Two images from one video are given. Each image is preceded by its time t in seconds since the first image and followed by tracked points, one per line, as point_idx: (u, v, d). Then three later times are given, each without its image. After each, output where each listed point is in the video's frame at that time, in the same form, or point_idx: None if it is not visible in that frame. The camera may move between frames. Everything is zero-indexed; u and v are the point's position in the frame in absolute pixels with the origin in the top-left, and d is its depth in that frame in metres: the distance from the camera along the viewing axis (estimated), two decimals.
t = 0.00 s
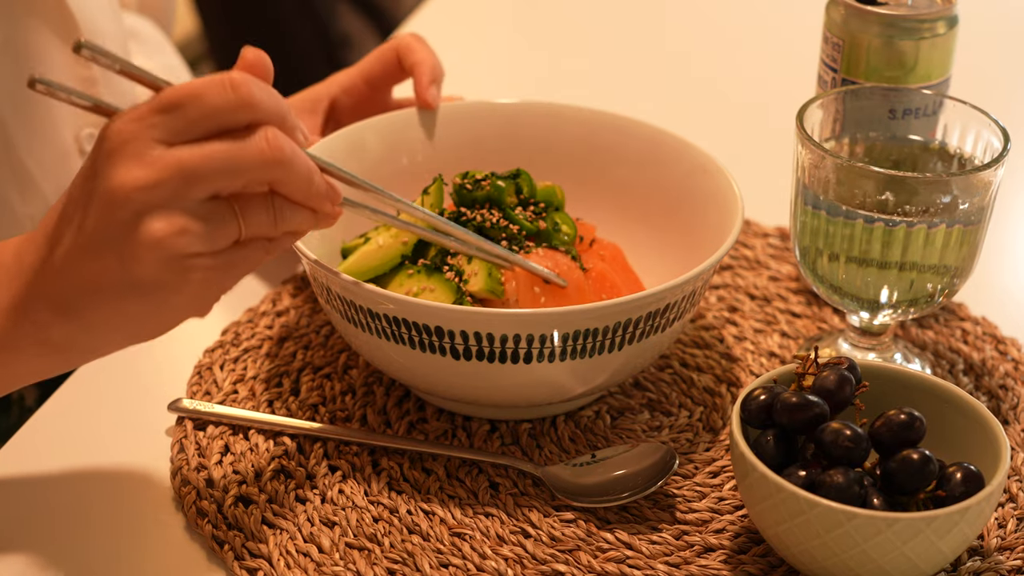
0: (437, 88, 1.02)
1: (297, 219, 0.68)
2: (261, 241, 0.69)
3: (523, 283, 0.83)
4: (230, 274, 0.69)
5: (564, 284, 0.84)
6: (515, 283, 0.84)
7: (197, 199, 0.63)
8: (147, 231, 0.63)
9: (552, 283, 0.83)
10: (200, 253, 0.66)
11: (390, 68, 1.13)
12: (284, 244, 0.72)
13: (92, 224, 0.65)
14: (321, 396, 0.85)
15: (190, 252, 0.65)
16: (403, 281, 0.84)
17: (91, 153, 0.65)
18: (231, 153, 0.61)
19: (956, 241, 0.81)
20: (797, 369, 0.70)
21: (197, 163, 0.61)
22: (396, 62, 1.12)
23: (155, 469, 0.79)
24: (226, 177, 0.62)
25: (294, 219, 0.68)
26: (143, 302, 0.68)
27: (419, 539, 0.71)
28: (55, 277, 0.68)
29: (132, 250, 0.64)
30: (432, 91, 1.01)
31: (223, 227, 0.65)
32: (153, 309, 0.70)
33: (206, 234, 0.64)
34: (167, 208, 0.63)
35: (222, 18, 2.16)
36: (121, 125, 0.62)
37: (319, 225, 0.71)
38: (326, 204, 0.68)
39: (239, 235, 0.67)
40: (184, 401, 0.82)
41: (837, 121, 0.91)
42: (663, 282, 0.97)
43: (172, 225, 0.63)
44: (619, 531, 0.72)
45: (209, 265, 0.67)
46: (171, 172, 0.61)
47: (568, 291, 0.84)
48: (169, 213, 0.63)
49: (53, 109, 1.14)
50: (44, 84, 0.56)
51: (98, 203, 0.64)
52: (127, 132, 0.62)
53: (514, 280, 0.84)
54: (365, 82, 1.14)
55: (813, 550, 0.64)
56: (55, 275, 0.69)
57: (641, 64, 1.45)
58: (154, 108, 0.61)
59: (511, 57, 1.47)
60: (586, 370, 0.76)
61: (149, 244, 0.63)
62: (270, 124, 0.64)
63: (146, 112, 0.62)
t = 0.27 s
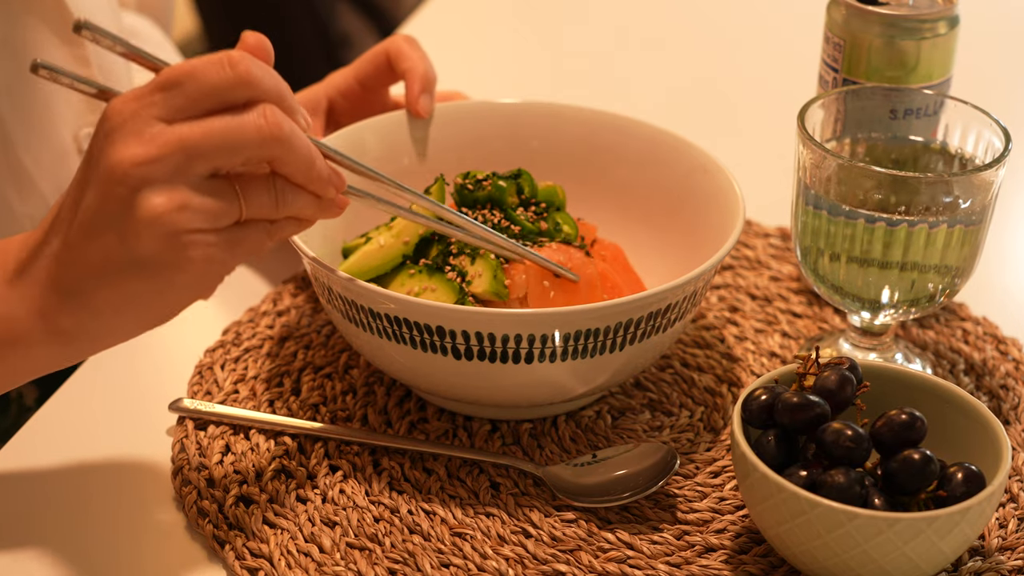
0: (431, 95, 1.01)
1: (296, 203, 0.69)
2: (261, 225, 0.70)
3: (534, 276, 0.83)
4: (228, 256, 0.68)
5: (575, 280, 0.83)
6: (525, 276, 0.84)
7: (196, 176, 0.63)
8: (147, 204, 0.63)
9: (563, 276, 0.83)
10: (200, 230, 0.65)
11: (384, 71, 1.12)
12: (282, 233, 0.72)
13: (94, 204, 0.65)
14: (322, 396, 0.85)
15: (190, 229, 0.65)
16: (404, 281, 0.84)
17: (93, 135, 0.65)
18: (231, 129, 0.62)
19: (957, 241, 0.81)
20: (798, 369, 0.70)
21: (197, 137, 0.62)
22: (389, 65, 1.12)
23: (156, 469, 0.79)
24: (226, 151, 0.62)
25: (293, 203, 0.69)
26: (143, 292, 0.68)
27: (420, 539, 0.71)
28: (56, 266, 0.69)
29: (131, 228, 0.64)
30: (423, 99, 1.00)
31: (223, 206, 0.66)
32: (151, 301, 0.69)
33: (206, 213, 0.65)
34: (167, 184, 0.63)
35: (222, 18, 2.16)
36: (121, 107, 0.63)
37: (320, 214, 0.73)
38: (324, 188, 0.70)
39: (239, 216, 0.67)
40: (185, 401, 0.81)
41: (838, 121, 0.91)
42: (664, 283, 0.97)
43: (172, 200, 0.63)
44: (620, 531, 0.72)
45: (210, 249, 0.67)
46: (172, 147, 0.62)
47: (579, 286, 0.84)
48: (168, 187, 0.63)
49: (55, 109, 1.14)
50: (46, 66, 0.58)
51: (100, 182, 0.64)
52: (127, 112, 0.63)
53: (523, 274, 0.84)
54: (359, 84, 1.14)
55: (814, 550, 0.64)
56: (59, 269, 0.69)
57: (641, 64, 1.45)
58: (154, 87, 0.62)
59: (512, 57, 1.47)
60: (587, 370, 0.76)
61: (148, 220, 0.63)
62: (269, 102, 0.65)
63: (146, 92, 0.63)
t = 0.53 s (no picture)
0: (429, 96, 1.01)
1: (284, 179, 0.70)
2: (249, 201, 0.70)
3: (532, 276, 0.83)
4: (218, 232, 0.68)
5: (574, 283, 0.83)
6: (521, 275, 0.84)
7: (184, 140, 0.64)
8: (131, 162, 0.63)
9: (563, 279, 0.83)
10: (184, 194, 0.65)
11: (384, 71, 1.12)
12: (269, 213, 0.73)
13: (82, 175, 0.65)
14: (321, 396, 0.85)
15: (173, 192, 0.64)
16: (404, 281, 0.85)
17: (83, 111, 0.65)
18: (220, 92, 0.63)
19: (956, 241, 0.81)
20: (798, 369, 0.70)
21: (185, 99, 0.62)
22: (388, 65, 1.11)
23: (155, 468, 0.79)
24: (213, 114, 0.63)
25: (281, 179, 0.70)
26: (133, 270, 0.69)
27: (420, 539, 0.71)
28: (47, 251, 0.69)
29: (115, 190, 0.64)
30: (420, 100, 0.99)
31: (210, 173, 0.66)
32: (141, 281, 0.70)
33: (191, 178, 0.65)
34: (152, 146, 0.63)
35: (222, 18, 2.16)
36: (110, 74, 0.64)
37: (309, 201, 0.73)
38: (313, 168, 0.70)
39: (225, 185, 0.67)
40: (184, 401, 0.81)
41: (838, 121, 0.91)
42: (664, 283, 0.97)
43: (156, 161, 0.63)
44: (620, 531, 0.72)
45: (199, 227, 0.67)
46: (160, 107, 0.62)
47: (577, 288, 0.83)
48: (154, 147, 0.63)
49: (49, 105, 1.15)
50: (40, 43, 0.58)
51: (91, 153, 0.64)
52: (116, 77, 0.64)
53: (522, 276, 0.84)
54: (359, 84, 1.14)
55: (813, 550, 0.64)
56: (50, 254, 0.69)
57: (641, 64, 1.45)
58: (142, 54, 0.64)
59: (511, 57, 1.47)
60: (587, 370, 0.76)
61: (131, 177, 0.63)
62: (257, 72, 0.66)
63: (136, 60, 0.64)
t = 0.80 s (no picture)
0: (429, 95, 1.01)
1: (287, 170, 0.69)
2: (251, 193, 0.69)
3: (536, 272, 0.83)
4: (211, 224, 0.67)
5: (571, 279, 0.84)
6: (522, 269, 0.84)
7: (187, 130, 0.63)
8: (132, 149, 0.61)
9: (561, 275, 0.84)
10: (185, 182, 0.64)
11: (384, 71, 1.12)
12: (273, 206, 0.71)
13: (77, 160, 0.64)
14: (321, 396, 0.85)
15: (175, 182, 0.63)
16: (404, 281, 0.85)
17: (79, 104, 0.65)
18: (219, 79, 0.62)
19: (956, 241, 0.81)
20: (798, 369, 0.70)
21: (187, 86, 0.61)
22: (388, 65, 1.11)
23: (155, 468, 0.79)
24: (217, 105, 0.62)
25: (282, 169, 0.68)
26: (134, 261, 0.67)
27: (420, 538, 0.71)
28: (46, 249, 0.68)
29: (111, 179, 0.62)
30: (421, 99, 0.99)
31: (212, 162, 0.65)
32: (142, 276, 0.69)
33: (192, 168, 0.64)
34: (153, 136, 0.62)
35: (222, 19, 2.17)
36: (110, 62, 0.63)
37: (311, 190, 0.72)
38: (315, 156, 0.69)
39: (227, 175, 0.66)
40: (184, 401, 0.82)
41: (837, 121, 0.91)
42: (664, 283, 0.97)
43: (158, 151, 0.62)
44: (620, 531, 0.72)
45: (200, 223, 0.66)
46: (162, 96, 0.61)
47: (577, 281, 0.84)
48: (157, 136, 0.62)
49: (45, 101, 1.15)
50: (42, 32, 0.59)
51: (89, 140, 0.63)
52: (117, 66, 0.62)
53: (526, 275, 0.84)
54: (359, 84, 1.14)
55: (814, 550, 0.64)
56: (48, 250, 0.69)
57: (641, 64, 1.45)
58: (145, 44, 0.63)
59: (511, 57, 1.47)
60: (587, 369, 0.76)
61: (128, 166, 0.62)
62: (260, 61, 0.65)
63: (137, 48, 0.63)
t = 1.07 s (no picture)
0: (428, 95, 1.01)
1: (274, 121, 0.69)
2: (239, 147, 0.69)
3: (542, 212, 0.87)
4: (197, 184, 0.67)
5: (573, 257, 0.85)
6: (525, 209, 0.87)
7: (170, 86, 0.62)
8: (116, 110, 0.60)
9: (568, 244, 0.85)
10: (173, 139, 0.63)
11: (384, 71, 1.12)
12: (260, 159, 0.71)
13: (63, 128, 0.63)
14: (320, 396, 0.86)
15: (160, 140, 0.62)
16: (402, 282, 0.85)
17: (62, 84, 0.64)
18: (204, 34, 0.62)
19: (955, 241, 0.81)
20: (797, 369, 0.70)
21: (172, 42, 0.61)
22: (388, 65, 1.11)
23: (154, 469, 0.79)
24: (201, 59, 0.62)
25: (269, 120, 0.69)
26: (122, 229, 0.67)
27: (419, 539, 0.72)
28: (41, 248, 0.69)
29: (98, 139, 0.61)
30: (420, 99, 0.99)
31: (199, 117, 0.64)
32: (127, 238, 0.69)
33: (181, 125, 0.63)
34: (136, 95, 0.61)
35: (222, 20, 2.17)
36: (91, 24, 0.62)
37: (300, 144, 0.72)
38: (300, 104, 0.70)
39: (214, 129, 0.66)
40: (183, 401, 0.82)
41: (836, 122, 0.91)
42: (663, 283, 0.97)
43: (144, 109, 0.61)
44: (619, 531, 0.72)
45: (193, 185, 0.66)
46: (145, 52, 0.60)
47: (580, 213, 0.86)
48: (140, 94, 0.61)
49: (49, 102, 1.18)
50: None
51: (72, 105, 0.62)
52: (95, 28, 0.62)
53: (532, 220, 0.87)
54: (358, 84, 1.14)
55: (812, 549, 0.64)
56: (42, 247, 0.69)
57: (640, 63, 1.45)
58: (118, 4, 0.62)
59: (511, 57, 1.47)
60: (586, 369, 0.76)
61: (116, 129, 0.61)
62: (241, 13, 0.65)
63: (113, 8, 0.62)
